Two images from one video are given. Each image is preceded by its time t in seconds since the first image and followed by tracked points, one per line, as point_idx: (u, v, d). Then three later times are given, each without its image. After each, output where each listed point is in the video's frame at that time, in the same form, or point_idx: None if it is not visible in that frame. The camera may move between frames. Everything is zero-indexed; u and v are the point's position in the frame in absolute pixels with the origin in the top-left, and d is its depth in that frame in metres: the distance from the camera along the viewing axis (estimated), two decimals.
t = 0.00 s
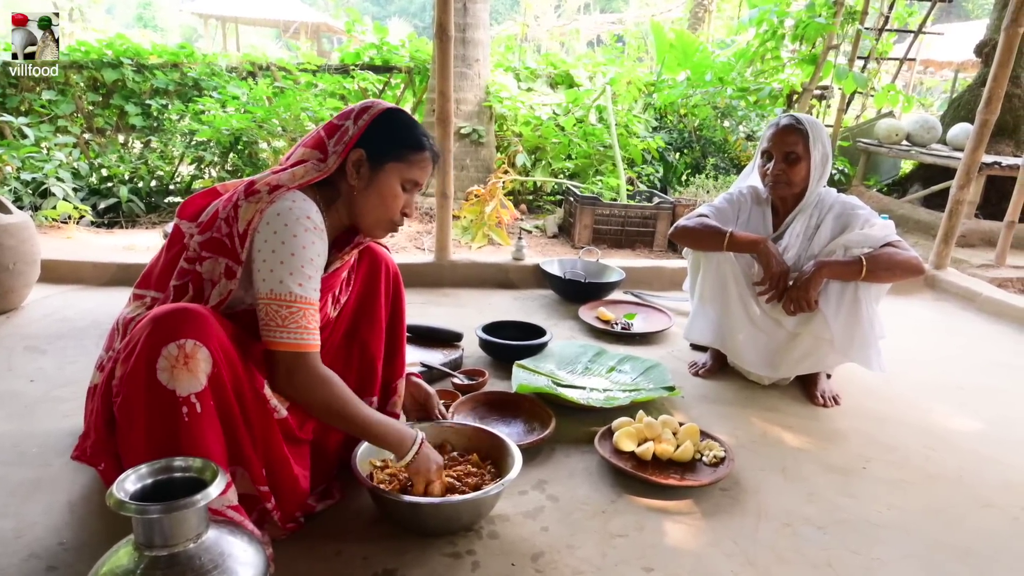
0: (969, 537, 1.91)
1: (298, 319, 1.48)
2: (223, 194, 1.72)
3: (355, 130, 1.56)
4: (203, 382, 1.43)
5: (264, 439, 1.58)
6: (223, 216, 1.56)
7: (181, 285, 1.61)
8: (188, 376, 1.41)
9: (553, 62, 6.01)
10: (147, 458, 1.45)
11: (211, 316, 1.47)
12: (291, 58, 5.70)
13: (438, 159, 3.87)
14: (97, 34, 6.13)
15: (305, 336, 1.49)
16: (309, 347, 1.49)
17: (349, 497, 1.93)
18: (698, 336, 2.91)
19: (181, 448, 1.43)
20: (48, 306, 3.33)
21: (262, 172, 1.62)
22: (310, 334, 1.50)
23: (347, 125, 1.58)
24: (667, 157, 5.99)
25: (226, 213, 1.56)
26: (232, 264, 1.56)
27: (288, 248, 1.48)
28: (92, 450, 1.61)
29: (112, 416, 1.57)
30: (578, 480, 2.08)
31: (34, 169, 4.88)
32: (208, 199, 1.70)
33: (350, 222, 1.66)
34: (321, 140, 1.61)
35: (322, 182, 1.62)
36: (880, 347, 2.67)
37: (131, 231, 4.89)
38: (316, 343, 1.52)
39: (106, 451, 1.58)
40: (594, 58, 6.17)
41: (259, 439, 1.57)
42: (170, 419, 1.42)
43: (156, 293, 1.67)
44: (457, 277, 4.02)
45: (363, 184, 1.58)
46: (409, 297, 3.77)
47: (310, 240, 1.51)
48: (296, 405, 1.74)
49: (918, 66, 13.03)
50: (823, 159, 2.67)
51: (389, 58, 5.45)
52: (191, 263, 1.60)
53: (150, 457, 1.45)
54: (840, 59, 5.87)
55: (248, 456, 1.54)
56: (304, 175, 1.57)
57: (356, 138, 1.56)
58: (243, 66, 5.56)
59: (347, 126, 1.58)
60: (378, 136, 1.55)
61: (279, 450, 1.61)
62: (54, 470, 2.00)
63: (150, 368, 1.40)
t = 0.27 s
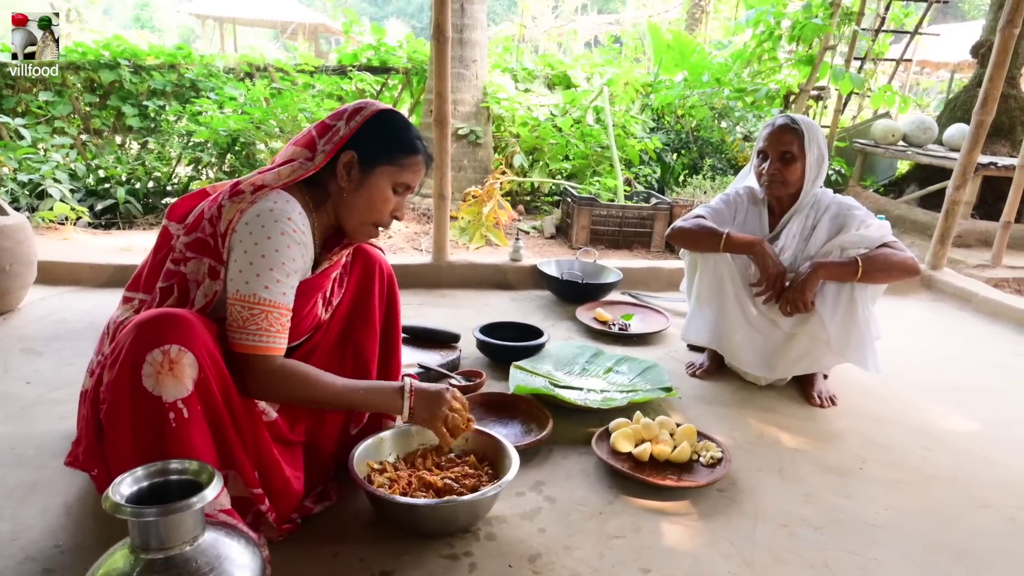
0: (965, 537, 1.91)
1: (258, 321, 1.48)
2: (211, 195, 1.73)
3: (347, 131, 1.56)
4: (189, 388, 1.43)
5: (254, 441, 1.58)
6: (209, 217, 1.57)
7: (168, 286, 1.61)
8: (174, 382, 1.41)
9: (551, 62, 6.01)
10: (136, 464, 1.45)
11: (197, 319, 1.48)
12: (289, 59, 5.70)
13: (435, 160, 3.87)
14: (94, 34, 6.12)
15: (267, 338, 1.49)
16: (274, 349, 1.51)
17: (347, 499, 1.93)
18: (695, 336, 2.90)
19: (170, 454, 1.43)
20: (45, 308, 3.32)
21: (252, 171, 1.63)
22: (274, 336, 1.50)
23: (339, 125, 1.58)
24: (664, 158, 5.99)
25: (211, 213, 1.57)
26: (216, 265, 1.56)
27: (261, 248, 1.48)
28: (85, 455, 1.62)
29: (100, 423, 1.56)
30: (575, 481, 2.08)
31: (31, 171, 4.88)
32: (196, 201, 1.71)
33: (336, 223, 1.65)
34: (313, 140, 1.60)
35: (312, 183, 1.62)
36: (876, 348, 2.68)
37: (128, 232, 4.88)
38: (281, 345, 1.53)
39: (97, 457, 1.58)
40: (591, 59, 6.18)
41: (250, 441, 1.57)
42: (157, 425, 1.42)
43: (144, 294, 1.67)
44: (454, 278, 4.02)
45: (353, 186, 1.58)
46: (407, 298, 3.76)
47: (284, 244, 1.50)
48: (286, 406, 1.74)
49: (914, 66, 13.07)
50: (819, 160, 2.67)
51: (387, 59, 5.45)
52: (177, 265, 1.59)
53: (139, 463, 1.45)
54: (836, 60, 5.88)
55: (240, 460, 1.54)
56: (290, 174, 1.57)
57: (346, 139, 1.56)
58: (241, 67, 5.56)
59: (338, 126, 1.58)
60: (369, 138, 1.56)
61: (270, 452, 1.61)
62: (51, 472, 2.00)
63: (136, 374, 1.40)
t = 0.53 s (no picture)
0: (964, 537, 1.91)
1: (259, 331, 1.48)
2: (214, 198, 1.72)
3: (351, 135, 1.55)
4: (197, 389, 1.42)
5: (257, 443, 1.58)
6: (211, 223, 1.56)
7: (172, 290, 1.60)
8: (181, 383, 1.40)
9: (549, 63, 6.01)
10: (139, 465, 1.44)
11: (205, 322, 1.47)
12: (287, 60, 5.70)
13: (434, 160, 3.87)
14: (92, 35, 6.12)
15: (267, 348, 1.49)
16: (275, 358, 1.51)
17: (347, 500, 1.93)
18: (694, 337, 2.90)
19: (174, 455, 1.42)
20: (43, 309, 3.31)
21: (252, 174, 1.62)
22: (274, 345, 1.50)
23: (343, 129, 1.57)
24: (663, 158, 5.98)
25: (214, 219, 1.55)
26: (219, 272, 1.55)
27: (264, 258, 1.47)
28: (86, 456, 1.61)
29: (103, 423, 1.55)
30: (574, 481, 2.08)
31: (29, 172, 4.87)
32: (199, 204, 1.70)
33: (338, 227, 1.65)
34: (315, 143, 1.59)
35: (313, 187, 1.61)
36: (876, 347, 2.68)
37: (126, 233, 4.87)
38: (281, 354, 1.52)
39: (99, 457, 1.57)
40: (589, 59, 6.18)
41: (253, 443, 1.57)
42: (163, 425, 1.42)
43: (147, 298, 1.67)
44: (453, 279, 4.02)
45: (355, 191, 1.58)
46: (406, 298, 3.76)
47: (288, 252, 1.49)
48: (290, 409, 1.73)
49: (912, 66, 13.08)
50: (818, 159, 2.67)
51: (385, 59, 5.45)
52: (181, 270, 1.59)
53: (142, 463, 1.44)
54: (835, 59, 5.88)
55: (244, 462, 1.54)
56: (292, 178, 1.57)
57: (349, 144, 1.55)
58: (239, 68, 5.55)
59: (342, 129, 1.57)
60: (373, 143, 1.55)
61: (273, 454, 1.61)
62: (49, 473, 1.99)
63: (143, 374, 1.40)
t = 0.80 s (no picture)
0: (965, 539, 1.90)
1: (273, 334, 1.47)
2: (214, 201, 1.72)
3: (353, 140, 1.55)
4: (194, 390, 1.42)
5: (255, 445, 1.57)
6: (212, 225, 1.56)
7: (171, 293, 1.60)
8: (178, 384, 1.40)
9: (548, 64, 6.02)
10: (137, 465, 1.44)
11: (202, 323, 1.47)
12: (287, 61, 5.70)
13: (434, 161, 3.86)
14: (92, 36, 6.12)
15: (281, 351, 1.48)
16: (287, 362, 1.50)
17: (346, 502, 1.92)
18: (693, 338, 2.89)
19: (171, 456, 1.42)
20: (43, 311, 3.31)
21: (254, 178, 1.62)
22: (287, 348, 1.49)
23: (345, 133, 1.57)
24: (663, 159, 5.98)
25: (215, 222, 1.56)
26: (220, 274, 1.55)
27: (270, 261, 1.47)
28: (85, 457, 1.61)
29: (101, 423, 1.55)
30: (574, 483, 2.08)
31: (30, 173, 4.87)
32: (199, 206, 1.70)
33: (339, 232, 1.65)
34: (318, 148, 1.59)
35: (315, 192, 1.61)
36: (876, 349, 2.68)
37: (126, 234, 4.87)
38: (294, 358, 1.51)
39: (97, 458, 1.57)
40: (589, 60, 6.18)
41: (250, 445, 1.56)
42: (159, 427, 1.41)
43: (147, 300, 1.66)
44: (453, 280, 4.01)
45: (355, 196, 1.57)
46: (405, 299, 3.76)
47: (293, 254, 1.50)
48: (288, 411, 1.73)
49: (912, 66, 13.07)
50: (817, 159, 2.66)
51: (385, 61, 5.44)
52: (181, 272, 1.59)
53: (139, 464, 1.43)
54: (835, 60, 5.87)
55: (241, 463, 1.53)
56: (293, 183, 1.56)
57: (351, 148, 1.55)
58: (239, 69, 5.54)
59: (344, 133, 1.57)
60: (374, 148, 1.54)
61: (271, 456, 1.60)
62: (49, 476, 1.99)
63: (140, 375, 1.39)
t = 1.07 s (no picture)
0: (962, 539, 1.91)
1: (253, 327, 1.47)
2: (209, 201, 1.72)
3: (339, 132, 1.55)
4: (195, 390, 1.42)
5: (254, 445, 1.57)
6: (206, 223, 1.56)
7: (168, 292, 1.60)
8: (179, 383, 1.40)
9: (547, 65, 6.02)
10: (135, 465, 1.44)
11: (205, 322, 1.47)
12: (285, 62, 5.70)
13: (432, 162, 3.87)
14: (91, 37, 6.12)
15: (263, 344, 1.49)
16: (269, 355, 1.50)
17: (343, 503, 1.92)
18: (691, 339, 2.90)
19: (169, 456, 1.42)
20: (41, 312, 3.31)
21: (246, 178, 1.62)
22: (269, 342, 1.50)
23: (330, 126, 1.57)
24: (661, 159, 5.98)
25: (209, 220, 1.56)
26: (216, 272, 1.55)
27: (258, 256, 1.47)
28: (83, 456, 1.61)
29: (100, 422, 1.55)
30: (572, 484, 2.08)
31: (28, 174, 4.87)
32: (192, 207, 1.70)
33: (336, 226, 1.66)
34: (306, 143, 1.59)
35: (307, 186, 1.61)
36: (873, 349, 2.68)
37: (124, 235, 4.86)
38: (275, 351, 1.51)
39: (95, 457, 1.57)
40: (588, 62, 6.18)
41: (250, 445, 1.56)
42: (159, 426, 1.41)
43: (144, 299, 1.66)
44: (452, 281, 4.01)
45: (349, 187, 1.58)
46: (404, 301, 3.76)
47: (282, 249, 1.50)
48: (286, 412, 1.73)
49: (910, 67, 13.10)
50: (814, 160, 2.67)
51: (384, 62, 5.44)
52: (177, 271, 1.58)
53: (137, 464, 1.43)
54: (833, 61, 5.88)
55: (239, 464, 1.53)
56: (288, 179, 1.56)
57: (339, 141, 1.55)
58: (238, 70, 5.56)
59: (329, 128, 1.56)
60: (360, 138, 1.55)
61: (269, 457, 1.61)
62: (46, 478, 1.99)
63: (142, 373, 1.39)
